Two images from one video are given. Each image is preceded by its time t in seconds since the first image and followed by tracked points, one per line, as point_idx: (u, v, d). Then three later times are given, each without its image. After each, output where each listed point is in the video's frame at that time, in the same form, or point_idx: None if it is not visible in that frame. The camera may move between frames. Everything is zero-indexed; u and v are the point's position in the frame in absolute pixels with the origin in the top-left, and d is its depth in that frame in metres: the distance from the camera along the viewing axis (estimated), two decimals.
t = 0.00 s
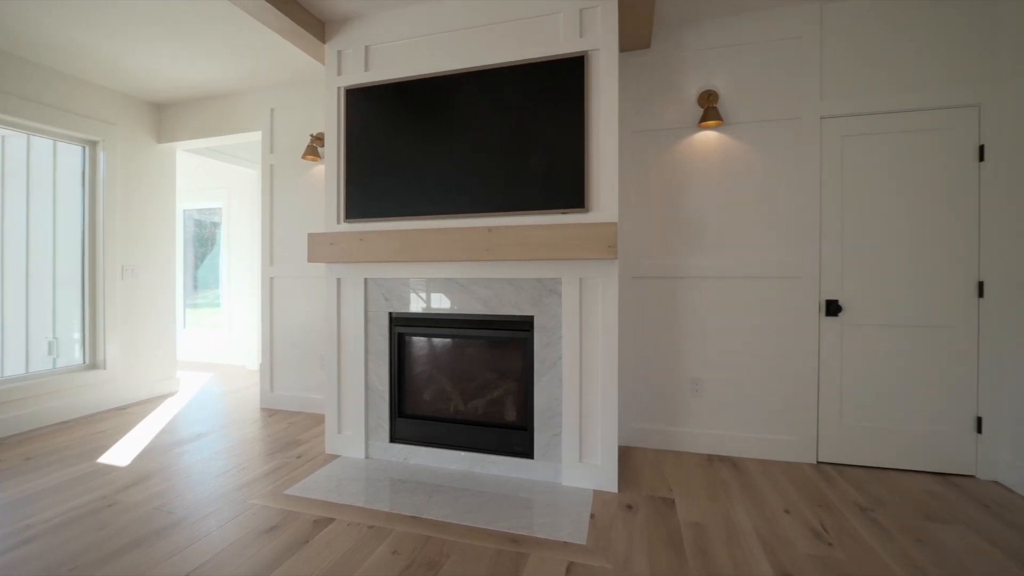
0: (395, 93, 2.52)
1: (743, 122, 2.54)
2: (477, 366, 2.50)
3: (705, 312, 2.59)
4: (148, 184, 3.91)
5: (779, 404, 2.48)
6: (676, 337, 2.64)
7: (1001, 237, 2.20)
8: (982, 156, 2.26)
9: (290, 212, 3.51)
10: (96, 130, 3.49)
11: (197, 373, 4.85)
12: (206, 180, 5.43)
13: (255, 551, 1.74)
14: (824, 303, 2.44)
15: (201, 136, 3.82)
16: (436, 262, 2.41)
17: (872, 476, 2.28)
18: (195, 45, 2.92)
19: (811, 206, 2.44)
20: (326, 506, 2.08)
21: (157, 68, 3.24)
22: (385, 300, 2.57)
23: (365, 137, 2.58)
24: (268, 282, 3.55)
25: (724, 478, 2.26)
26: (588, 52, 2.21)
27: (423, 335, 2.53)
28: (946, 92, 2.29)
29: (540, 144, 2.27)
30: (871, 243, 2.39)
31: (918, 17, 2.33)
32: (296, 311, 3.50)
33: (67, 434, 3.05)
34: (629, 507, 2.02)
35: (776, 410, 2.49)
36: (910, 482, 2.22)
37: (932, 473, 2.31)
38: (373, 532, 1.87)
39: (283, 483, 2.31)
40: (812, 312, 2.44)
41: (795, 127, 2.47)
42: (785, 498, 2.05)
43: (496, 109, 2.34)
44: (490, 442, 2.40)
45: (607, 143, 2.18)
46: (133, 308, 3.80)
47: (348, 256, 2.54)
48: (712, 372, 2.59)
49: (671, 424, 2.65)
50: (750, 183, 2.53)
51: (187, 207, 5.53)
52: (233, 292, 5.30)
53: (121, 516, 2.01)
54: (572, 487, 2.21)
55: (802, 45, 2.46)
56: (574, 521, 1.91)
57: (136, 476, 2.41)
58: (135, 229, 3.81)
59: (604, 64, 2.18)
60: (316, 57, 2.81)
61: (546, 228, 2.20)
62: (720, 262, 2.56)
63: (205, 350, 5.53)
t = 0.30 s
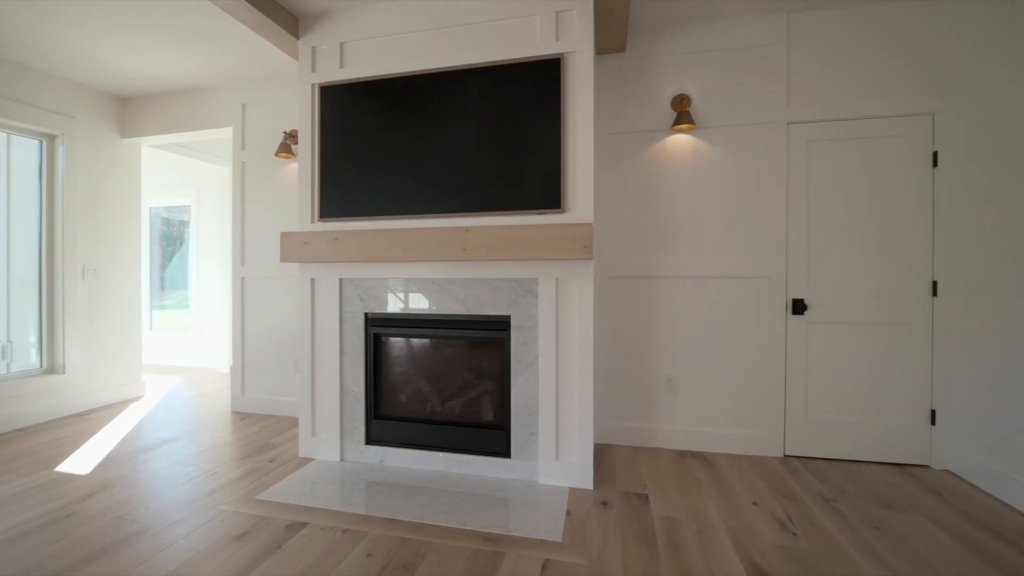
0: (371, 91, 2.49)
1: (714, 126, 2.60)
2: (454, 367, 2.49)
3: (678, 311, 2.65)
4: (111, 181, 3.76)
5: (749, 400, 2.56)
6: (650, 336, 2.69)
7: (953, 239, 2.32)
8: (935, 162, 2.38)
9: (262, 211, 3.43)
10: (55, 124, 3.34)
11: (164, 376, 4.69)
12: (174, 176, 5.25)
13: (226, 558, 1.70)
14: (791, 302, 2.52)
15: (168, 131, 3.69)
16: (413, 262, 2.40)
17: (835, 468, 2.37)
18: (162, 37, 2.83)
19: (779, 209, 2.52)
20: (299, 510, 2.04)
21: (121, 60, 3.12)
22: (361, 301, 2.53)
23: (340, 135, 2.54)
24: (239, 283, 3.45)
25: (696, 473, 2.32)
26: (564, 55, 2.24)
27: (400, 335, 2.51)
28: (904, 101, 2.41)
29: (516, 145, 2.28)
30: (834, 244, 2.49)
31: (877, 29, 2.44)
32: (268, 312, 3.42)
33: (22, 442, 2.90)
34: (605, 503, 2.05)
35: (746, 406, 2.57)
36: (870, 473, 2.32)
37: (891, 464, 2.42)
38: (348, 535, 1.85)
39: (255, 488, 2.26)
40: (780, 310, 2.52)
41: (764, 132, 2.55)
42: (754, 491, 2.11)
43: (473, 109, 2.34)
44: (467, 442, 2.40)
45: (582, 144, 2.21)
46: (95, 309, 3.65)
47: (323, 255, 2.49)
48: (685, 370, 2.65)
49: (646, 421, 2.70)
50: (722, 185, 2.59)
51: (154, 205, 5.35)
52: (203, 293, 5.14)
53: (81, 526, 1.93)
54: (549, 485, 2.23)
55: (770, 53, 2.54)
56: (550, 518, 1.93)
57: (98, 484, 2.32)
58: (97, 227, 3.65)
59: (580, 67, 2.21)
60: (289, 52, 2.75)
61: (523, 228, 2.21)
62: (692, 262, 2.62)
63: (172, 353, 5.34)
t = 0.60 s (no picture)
0: (346, 88, 2.46)
1: (687, 129, 2.67)
2: (431, 367, 2.49)
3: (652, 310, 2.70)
4: (71, 177, 3.60)
5: (720, 396, 2.63)
6: (625, 335, 2.73)
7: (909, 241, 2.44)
8: (893, 167, 2.51)
9: (233, 209, 3.35)
10: (10, 116, 3.18)
11: (128, 380, 4.52)
12: (140, 173, 5.07)
13: (194, 565, 1.66)
14: (759, 301, 2.61)
15: (133, 126, 3.56)
16: (389, 261, 2.38)
17: (801, 460, 2.47)
18: (126, 28, 2.73)
19: (748, 211, 2.60)
20: (272, 514, 2.00)
21: (82, 51, 3.00)
22: (336, 301, 2.50)
23: (314, 133, 2.50)
24: (209, 283, 3.36)
25: (669, 468, 2.37)
26: (540, 56, 2.26)
27: (376, 336, 2.49)
28: (863, 109, 2.52)
29: (493, 146, 2.29)
30: (801, 245, 2.58)
31: (839, 40, 2.54)
32: (240, 313, 3.34)
33: None
34: (580, 500, 2.07)
35: (717, 403, 2.64)
36: (833, 465, 2.41)
37: (852, 455, 2.53)
38: (322, 538, 1.82)
39: (226, 493, 2.20)
40: (749, 309, 2.60)
41: (733, 136, 2.63)
42: (724, 485, 2.17)
43: (450, 109, 2.34)
44: (444, 442, 2.40)
45: (558, 146, 2.24)
46: (54, 310, 3.49)
47: (296, 255, 2.45)
48: (659, 368, 2.70)
49: (621, 419, 2.74)
50: (694, 187, 2.66)
51: (118, 203, 5.15)
52: (171, 294, 4.97)
53: (39, 536, 1.84)
54: (526, 484, 2.25)
55: (739, 60, 2.62)
56: (526, 516, 1.95)
57: (57, 493, 2.22)
58: (55, 225, 3.50)
59: (556, 69, 2.23)
60: (261, 47, 2.70)
61: (500, 228, 2.22)
62: (666, 263, 2.68)
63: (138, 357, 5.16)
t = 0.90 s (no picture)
0: (320, 86, 2.43)
1: (660, 133, 2.73)
2: (407, 367, 2.48)
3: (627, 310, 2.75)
4: (27, 172, 3.43)
5: (692, 393, 2.70)
6: (601, 334, 2.77)
7: (868, 243, 2.56)
8: (853, 172, 2.63)
9: (202, 208, 3.25)
10: None
11: (90, 385, 4.33)
12: (103, 169, 4.86)
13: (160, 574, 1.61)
14: (729, 300, 2.69)
15: (94, 120, 3.42)
16: (364, 261, 2.35)
17: (768, 454, 2.55)
18: (87, 18, 2.62)
19: (718, 213, 2.68)
20: (243, 519, 1.96)
21: (38, 41, 2.86)
22: (310, 301, 2.46)
23: (287, 130, 2.46)
24: (177, 283, 3.26)
25: (642, 464, 2.42)
26: (516, 58, 2.28)
27: (351, 337, 2.46)
28: (825, 116, 2.63)
29: (470, 146, 2.30)
30: (768, 246, 2.67)
31: (804, 49, 2.65)
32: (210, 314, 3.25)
33: None
34: (556, 497, 2.10)
35: (689, 399, 2.71)
36: (798, 458, 2.51)
37: (816, 448, 2.63)
38: (294, 543, 1.79)
39: (194, 500, 2.14)
40: (720, 308, 2.68)
41: (704, 140, 2.70)
42: (695, 479, 2.23)
43: (426, 108, 2.33)
44: (420, 443, 2.39)
45: (534, 147, 2.26)
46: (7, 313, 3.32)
47: (268, 254, 2.39)
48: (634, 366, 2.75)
49: (597, 417, 2.78)
50: (667, 189, 2.72)
51: (79, 200, 4.94)
52: (136, 294, 4.79)
53: None
54: (502, 483, 2.26)
55: (710, 66, 2.70)
56: (503, 515, 1.96)
57: (10, 504, 2.11)
58: (9, 223, 3.32)
59: (532, 72, 2.25)
60: (232, 43, 2.63)
61: (476, 228, 2.23)
62: (640, 263, 2.74)
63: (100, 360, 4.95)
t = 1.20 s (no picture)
0: (293, 83, 2.39)
1: (633, 136, 2.79)
2: (382, 368, 2.47)
3: (601, 309, 2.80)
4: None
5: (663, 390, 2.77)
6: (575, 333, 2.82)
7: (828, 244, 2.69)
8: (815, 177, 2.75)
9: (168, 206, 3.15)
10: None
11: (46, 391, 4.13)
12: (59, 164, 4.64)
13: None
14: (699, 300, 2.77)
15: (51, 113, 3.27)
16: (337, 262, 2.33)
17: (735, 448, 2.64)
18: (42, 7, 2.50)
19: (689, 215, 2.76)
20: (211, 526, 1.92)
21: None
22: (282, 302, 2.42)
23: (258, 128, 2.41)
24: (141, 284, 3.15)
25: (616, 460, 2.47)
26: (492, 60, 2.30)
27: (325, 338, 2.43)
28: (788, 123, 2.75)
29: (445, 147, 2.31)
30: (735, 247, 2.77)
31: (769, 58, 2.76)
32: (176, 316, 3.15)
33: None
34: (530, 495, 2.13)
35: (661, 397, 2.78)
36: (764, 451, 2.61)
37: (780, 442, 2.74)
38: (266, 548, 1.76)
39: (160, 507, 2.08)
40: (690, 308, 2.76)
41: (675, 144, 2.78)
42: (666, 474, 2.30)
43: (401, 109, 2.33)
44: (395, 444, 2.39)
45: (510, 149, 2.28)
46: None
47: (238, 254, 2.34)
48: (607, 364, 2.81)
49: (572, 415, 2.82)
50: (640, 191, 2.79)
51: (34, 196, 4.70)
52: (97, 296, 4.60)
53: None
54: (478, 482, 2.28)
55: (681, 73, 2.78)
56: (478, 513, 1.98)
57: None
58: None
59: (507, 75, 2.28)
60: (200, 37, 2.56)
61: (452, 229, 2.23)
62: (614, 263, 2.79)
63: (57, 365, 4.72)
